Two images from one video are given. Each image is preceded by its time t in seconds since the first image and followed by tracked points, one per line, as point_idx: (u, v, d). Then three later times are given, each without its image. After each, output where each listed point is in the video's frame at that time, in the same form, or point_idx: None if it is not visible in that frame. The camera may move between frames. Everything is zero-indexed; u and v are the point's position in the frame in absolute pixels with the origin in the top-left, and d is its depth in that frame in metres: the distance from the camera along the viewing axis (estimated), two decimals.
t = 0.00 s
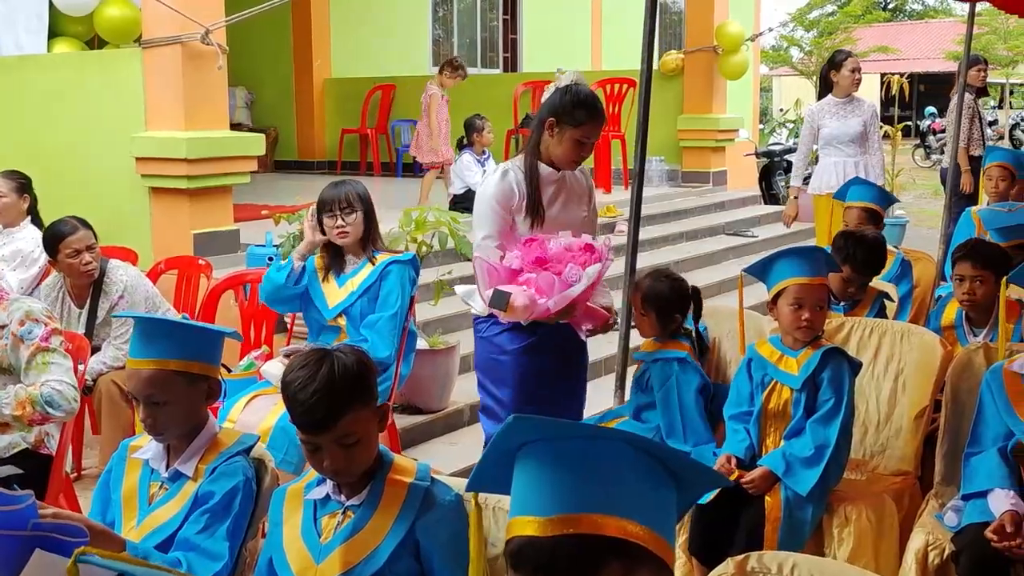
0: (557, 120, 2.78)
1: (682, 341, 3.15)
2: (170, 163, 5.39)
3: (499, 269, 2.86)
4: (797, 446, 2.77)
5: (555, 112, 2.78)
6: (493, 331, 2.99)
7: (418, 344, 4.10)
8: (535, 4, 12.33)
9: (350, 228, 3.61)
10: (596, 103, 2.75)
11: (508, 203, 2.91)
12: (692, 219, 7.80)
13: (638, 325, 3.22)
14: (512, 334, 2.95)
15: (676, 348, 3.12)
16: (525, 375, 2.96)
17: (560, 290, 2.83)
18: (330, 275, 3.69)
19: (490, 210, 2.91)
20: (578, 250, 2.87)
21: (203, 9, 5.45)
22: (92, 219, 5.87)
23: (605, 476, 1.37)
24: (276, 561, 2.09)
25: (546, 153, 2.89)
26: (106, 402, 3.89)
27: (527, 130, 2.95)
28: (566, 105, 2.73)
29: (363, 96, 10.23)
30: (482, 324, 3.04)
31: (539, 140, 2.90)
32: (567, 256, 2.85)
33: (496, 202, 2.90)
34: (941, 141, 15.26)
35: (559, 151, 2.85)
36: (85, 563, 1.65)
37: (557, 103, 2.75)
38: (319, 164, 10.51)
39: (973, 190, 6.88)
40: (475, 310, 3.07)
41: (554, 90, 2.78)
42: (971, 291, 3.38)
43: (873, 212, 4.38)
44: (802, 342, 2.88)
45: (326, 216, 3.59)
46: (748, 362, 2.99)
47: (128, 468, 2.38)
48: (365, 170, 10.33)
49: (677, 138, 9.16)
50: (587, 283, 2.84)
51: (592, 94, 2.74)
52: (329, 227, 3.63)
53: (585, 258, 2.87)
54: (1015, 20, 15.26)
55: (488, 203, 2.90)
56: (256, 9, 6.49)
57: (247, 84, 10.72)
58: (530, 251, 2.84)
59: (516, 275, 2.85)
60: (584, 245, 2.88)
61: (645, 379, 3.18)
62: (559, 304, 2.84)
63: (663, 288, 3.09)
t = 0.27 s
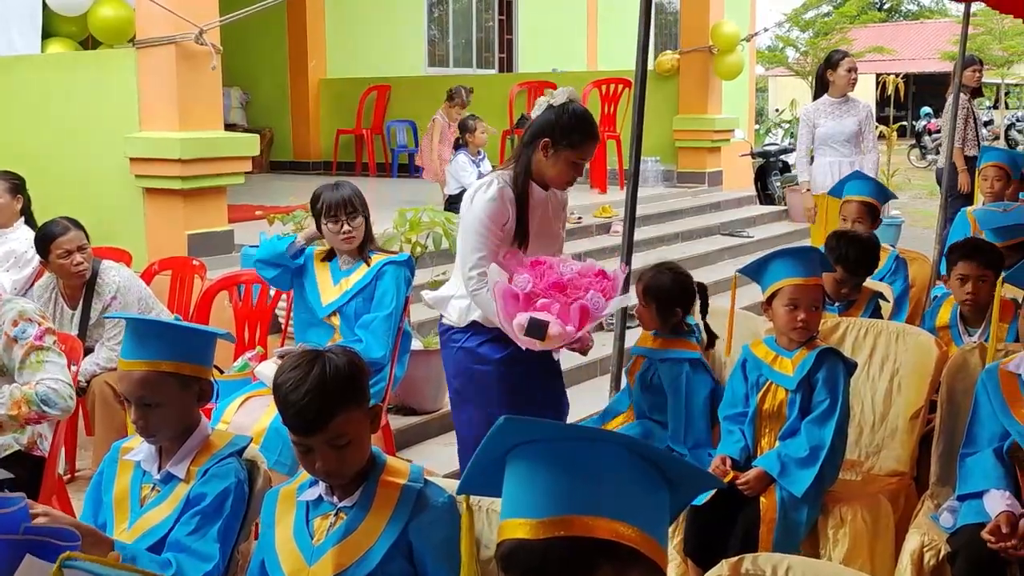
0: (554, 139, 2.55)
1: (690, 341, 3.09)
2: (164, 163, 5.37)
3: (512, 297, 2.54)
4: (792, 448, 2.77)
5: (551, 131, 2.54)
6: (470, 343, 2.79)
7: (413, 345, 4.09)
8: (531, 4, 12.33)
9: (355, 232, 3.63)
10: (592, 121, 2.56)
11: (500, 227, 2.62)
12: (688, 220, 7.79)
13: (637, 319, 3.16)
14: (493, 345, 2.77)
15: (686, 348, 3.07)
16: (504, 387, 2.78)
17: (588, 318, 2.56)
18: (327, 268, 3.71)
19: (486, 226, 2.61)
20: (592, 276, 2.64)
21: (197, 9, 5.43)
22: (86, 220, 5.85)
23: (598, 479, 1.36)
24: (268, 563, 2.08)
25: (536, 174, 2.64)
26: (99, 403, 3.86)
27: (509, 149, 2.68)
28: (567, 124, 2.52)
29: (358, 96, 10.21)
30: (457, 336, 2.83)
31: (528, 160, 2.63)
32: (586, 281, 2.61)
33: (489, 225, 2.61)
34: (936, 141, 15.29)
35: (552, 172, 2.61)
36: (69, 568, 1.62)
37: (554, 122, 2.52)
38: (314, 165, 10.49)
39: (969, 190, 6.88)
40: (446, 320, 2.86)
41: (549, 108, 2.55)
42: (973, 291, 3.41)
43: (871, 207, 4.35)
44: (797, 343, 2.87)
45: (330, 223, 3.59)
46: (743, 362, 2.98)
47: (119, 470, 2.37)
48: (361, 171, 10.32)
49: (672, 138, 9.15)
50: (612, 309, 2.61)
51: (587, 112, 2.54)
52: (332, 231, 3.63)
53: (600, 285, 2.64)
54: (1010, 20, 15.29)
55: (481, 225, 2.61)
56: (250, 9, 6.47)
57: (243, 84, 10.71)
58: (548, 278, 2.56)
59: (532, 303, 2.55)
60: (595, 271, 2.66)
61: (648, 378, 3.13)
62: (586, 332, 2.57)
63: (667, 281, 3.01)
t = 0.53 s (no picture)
0: (564, 156, 2.51)
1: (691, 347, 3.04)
2: (158, 164, 5.35)
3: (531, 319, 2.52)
4: (788, 450, 2.76)
5: (561, 147, 2.51)
6: (461, 348, 2.78)
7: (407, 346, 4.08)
8: (526, 5, 12.32)
9: (349, 237, 3.62)
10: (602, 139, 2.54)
11: (507, 242, 2.60)
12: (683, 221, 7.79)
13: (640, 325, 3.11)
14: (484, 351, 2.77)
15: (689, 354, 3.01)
16: (496, 391, 2.80)
17: (614, 336, 2.54)
18: (325, 264, 3.70)
19: (495, 243, 2.58)
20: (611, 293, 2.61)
21: (191, 9, 5.42)
22: (80, 220, 5.83)
23: (595, 481, 1.36)
24: (263, 565, 2.07)
25: (541, 189, 2.60)
26: (92, 405, 3.85)
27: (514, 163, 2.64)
28: (580, 141, 2.49)
29: (352, 97, 10.19)
30: (447, 340, 2.82)
31: (533, 175, 2.59)
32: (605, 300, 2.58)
33: (496, 239, 2.58)
34: (930, 142, 15.31)
35: (560, 190, 2.56)
36: None
37: (566, 139, 2.50)
38: (309, 165, 10.47)
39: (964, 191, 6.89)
40: (435, 323, 2.82)
41: (560, 125, 2.51)
42: (973, 292, 3.41)
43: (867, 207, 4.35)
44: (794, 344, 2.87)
45: (323, 232, 3.58)
46: (739, 363, 2.97)
47: (112, 473, 2.36)
48: (356, 171, 10.31)
49: (667, 138, 9.14)
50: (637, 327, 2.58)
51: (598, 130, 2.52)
52: (326, 241, 3.61)
53: (621, 302, 2.61)
54: (1004, 21, 15.31)
55: (489, 239, 2.58)
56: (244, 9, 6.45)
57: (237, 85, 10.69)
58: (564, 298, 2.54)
59: (552, 324, 2.52)
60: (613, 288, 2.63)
61: (649, 387, 3.04)
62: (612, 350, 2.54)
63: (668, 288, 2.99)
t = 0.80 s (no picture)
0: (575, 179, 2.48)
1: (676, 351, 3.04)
2: (141, 166, 5.32)
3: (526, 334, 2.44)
4: (774, 451, 2.76)
5: (573, 169, 2.47)
6: (447, 351, 2.77)
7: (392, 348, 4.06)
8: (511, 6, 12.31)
9: (331, 239, 3.59)
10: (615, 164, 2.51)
11: (509, 255, 2.56)
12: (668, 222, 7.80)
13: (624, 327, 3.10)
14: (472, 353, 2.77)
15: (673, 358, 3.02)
16: (482, 395, 2.79)
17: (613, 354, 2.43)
18: (308, 262, 3.68)
19: (499, 254, 2.55)
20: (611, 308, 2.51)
21: (174, 10, 5.39)
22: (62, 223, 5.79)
23: (580, 485, 1.35)
24: (246, 570, 2.05)
25: (547, 208, 2.56)
26: (75, 409, 3.82)
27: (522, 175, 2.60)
28: (594, 166, 2.45)
29: (337, 98, 10.17)
30: (433, 342, 2.80)
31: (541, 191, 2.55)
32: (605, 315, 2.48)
33: (499, 251, 2.54)
34: (914, 143, 15.39)
35: (567, 211, 2.54)
36: None
37: (580, 161, 2.46)
38: (293, 167, 10.44)
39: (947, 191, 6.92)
40: (423, 323, 2.81)
41: (574, 146, 2.48)
42: (958, 292, 3.43)
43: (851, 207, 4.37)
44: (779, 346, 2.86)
45: (305, 235, 3.55)
46: (724, 365, 2.97)
47: (93, 479, 2.33)
48: (340, 173, 10.29)
49: (652, 140, 9.15)
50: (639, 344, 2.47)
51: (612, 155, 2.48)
52: (308, 243, 3.59)
53: (622, 318, 2.51)
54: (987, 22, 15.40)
55: (492, 252, 2.54)
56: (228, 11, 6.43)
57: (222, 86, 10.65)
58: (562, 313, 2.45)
59: (548, 340, 2.44)
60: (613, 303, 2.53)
61: (636, 390, 3.02)
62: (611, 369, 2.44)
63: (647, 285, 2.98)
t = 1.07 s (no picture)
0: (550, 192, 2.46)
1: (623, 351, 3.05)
2: (88, 174, 5.23)
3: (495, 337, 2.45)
4: (727, 455, 2.76)
5: (548, 183, 2.45)
6: (408, 359, 2.74)
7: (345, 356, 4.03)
8: (464, 11, 12.30)
9: (285, 247, 3.55)
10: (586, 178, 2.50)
11: (480, 264, 2.53)
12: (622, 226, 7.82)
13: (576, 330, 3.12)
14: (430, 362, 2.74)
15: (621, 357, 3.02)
16: (439, 406, 2.77)
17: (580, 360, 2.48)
18: (260, 269, 3.63)
19: (467, 263, 2.50)
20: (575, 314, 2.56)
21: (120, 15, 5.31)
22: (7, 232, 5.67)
23: (525, 498, 1.36)
24: None
25: (519, 219, 2.54)
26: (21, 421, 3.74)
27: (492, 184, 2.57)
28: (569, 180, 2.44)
29: (289, 104, 10.08)
30: (393, 349, 2.77)
31: (513, 202, 2.53)
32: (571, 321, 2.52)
33: (470, 261, 2.51)
34: (863, 146, 15.60)
35: (539, 224, 2.52)
36: None
37: (555, 176, 2.44)
38: (245, 173, 10.33)
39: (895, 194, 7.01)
40: (383, 330, 2.76)
41: (549, 160, 2.46)
42: (906, 294, 3.48)
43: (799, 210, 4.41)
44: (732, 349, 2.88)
45: (258, 240, 3.51)
46: (676, 370, 2.97)
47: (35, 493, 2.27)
48: (293, 179, 10.20)
49: (605, 144, 9.18)
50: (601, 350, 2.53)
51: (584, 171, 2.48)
52: (262, 250, 3.54)
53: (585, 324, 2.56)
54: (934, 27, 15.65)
55: (463, 261, 2.50)
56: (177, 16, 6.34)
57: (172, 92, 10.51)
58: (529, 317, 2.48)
59: (516, 344, 2.45)
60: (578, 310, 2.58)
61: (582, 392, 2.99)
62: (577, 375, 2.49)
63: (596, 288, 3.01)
